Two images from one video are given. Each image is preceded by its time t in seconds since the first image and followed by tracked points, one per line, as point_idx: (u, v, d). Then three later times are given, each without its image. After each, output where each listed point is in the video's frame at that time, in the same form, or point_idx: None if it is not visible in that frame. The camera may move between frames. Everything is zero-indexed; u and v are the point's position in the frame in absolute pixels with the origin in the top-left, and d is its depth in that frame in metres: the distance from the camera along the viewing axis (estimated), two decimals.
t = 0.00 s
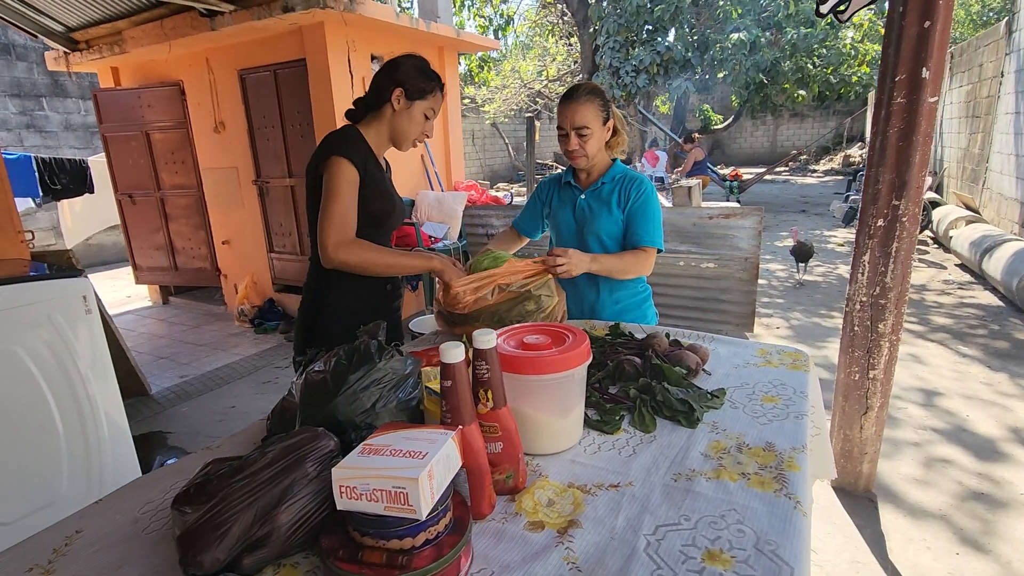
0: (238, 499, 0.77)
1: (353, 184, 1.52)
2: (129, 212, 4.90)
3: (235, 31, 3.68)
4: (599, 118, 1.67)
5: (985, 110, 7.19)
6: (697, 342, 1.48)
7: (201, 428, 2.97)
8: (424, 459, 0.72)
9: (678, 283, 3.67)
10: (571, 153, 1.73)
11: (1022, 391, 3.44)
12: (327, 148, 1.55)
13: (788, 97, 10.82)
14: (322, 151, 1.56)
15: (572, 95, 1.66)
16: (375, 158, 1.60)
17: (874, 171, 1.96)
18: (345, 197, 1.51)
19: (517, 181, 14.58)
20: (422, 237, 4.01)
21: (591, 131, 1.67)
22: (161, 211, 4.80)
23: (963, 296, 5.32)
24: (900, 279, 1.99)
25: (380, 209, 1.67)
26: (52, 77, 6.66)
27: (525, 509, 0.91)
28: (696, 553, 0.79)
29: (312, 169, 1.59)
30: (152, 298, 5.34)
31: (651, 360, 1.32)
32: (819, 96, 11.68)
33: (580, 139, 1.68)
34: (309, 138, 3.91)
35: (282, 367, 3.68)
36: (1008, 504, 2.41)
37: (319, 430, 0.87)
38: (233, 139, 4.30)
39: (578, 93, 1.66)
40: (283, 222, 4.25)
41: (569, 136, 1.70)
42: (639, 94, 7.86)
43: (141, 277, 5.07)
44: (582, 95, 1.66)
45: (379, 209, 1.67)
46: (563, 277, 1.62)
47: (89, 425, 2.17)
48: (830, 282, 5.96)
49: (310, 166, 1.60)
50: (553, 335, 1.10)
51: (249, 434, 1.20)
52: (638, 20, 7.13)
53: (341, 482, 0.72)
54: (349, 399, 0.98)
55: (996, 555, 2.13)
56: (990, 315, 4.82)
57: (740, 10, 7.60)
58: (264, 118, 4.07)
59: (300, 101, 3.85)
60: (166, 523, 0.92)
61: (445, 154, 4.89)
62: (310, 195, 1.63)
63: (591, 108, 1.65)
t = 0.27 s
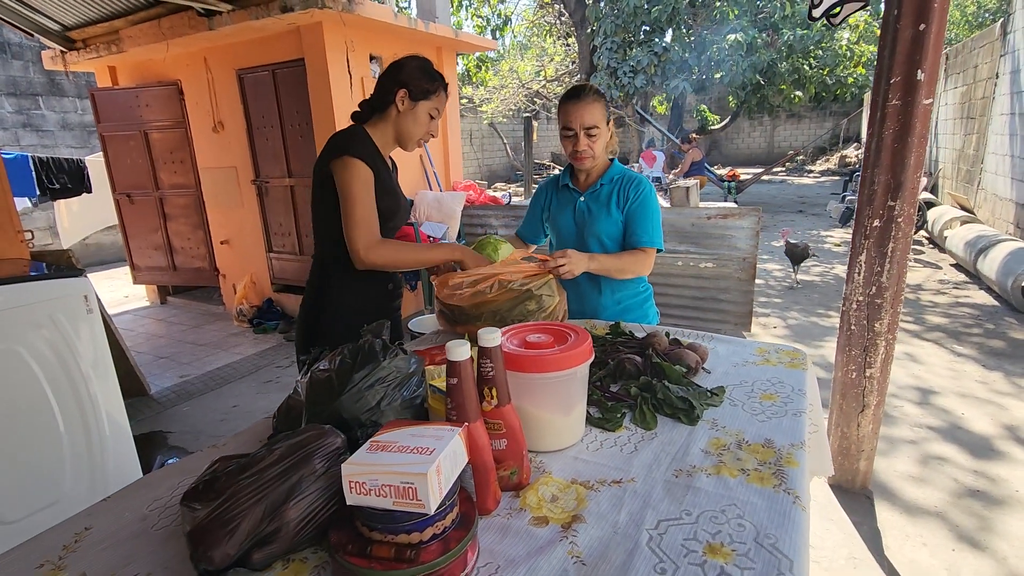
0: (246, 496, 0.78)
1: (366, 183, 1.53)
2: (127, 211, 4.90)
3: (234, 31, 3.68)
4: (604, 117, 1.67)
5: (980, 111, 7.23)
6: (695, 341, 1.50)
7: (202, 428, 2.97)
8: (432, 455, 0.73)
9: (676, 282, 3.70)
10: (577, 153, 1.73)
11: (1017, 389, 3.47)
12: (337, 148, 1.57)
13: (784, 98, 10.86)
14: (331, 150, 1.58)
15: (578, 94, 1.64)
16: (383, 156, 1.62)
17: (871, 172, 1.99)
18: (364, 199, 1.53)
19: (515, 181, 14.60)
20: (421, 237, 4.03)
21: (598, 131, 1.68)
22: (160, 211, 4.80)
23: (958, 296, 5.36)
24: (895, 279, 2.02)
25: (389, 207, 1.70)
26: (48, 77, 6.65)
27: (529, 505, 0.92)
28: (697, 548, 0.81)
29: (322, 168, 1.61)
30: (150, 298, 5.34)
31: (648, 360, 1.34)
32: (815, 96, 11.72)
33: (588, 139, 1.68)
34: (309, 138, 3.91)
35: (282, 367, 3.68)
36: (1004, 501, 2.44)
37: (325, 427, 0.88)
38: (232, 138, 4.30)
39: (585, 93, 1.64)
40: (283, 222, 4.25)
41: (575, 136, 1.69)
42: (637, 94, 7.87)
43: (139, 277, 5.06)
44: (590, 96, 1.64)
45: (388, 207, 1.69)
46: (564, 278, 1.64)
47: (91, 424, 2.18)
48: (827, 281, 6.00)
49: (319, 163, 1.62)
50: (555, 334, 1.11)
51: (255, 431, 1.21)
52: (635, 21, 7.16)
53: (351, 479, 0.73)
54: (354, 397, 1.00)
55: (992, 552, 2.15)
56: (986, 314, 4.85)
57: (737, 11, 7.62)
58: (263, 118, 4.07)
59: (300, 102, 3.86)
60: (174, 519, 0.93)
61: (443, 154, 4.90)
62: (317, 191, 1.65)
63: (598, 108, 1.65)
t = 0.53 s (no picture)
0: (277, 486, 0.81)
1: (381, 181, 1.57)
2: (125, 210, 4.89)
3: (235, 30, 3.69)
4: (617, 119, 1.70)
5: (971, 112, 7.34)
6: (700, 337, 1.54)
7: (206, 425, 2.99)
8: (459, 443, 0.76)
9: (674, 281, 3.74)
10: (588, 155, 1.75)
11: (1007, 385, 3.55)
12: (350, 148, 1.60)
13: (778, 98, 10.95)
14: (344, 150, 1.61)
15: (591, 96, 1.66)
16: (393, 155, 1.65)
17: (868, 173, 2.04)
18: (380, 198, 1.57)
19: (511, 180, 14.62)
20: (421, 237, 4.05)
21: (611, 133, 1.71)
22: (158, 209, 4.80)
23: (949, 294, 5.45)
24: (892, 277, 2.07)
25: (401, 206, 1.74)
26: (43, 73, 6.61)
27: (547, 494, 0.96)
28: (710, 532, 0.85)
29: (335, 167, 1.64)
30: (148, 296, 5.33)
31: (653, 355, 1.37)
32: (808, 96, 11.83)
33: (601, 141, 1.71)
34: (310, 137, 3.93)
35: (284, 365, 3.70)
36: (996, 494, 2.50)
37: (351, 418, 0.91)
38: (232, 137, 4.30)
39: (598, 96, 1.66)
40: (283, 220, 4.26)
41: (588, 137, 1.71)
42: (634, 94, 7.91)
43: (137, 275, 5.05)
44: (603, 99, 1.66)
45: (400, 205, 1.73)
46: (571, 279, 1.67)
47: (97, 422, 2.19)
48: (821, 280, 6.07)
49: (331, 163, 1.65)
50: (569, 330, 1.15)
51: (273, 426, 1.24)
52: (631, 21, 7.21)
53: (382, 466, 0.76)
54: (375, 390, 1.02)
55: (985, 543, 2.21)
56: (976, 312, 4.93)
57: (732, 12, 7.68)
58: (264, 117, 4.08)
59: (301, 101, 3.87)
60: (201, 509, 0.96)
61: (443, 153, 4.92)
62: (329, 190, 1.67)
63: (611, 111, 1.68)
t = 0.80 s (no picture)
0: (314, 463, 0.85)
1: (392, 175, 1.62)
2: (124, 206, 4.88)
3: (236, 26, 3.70)
4: (647, 119, 1.76)
5: (959, 113, 7.47)
6: (703, 328, 1.60)
7: (210, 419, 3.01)
8: (489, 421, 0.81)
9: (671, 277, 3.81)
10: (617, 153, 1.79)
11: (994, 380, 3.64)
12: (356, 145, 1.64)
13: (770, 98, 11.06)
14: (351, 147, 1.65)
15: (626, 96, 1.71)
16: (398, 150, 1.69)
17: (862, 172, 2.10)
18: (392, 192, 1.62)
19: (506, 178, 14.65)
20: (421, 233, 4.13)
21: (640, 132, 1.75)
22: (157, 205, 4.80)
23: (937, 292, 5.56)
24: (884, 273, 2.14)
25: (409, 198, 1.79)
26: (37, 68, 6.56)
27: (566, 472, 1.01)
28: (722, 505, 0.90)
29: (343, 164, 1.68)
30: (145, 293, 5.32)
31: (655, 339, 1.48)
32: (800, 96, 11.95)
33: (631, 140, 1.75)
34: (311, 134, 3.95)
35: (285, 360, 3.73)
36: (982, 483, 2.58)
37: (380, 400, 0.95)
38: (232, 133, 4.32)
39: (632, 95, 1.71)
40: (284, 216, 4.28)
41: (618, 136, 1.76)
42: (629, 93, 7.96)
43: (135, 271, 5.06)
44: (636, 100, 1.72)
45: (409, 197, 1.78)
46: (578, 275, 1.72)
47: (107, 414, 2.21)
48: (813, 277, 6.17)
49: (340, 160, 1.69)
50: (583, 319, 1.19)
51: (296, 413, 1.28)
52: (627, 21, 7.27)
53: (416, 442, 0.81)
54: (399, 376, 1.07)
55: (972, 529, 2.29)
56: (964, 309, 5.04)
57: (726, 13, 7.75)
58: (264, 113, 4.10)
59: (301, 98, 3.89)
60: (236, 490, 1.00)
61: (441, 150, 4.96)
62: (339, 187, 1.72)
63: (643, 111, 1.73)
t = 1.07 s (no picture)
0: (328, 440, 0.88)
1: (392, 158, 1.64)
2: (118, 200, 4.87)
3: (234, 22, 3.71)
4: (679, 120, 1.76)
5: (947, 115, 7.59)
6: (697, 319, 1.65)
7: (207, 412, 3.03)
8: (496, 399, 0.85)
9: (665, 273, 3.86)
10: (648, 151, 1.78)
11: (978, 375, 3.73)
12: (354, 138, 1.68)
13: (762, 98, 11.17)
14: (348, 141, 1.69)
15: (664, 94, 1.70)
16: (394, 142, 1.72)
17: (851, 169, 2.16)
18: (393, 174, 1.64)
19: (500, 176, 14.69)
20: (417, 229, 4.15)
21: (674, 132, 1.75)
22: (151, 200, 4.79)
23: (924, 290, 5.67)
24: (872, 268, 2.20)
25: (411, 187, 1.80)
26: (29, 62, 6.51)
27: (567, 452, 1.05)
28: (717, 482, 0.95)
29: (341, 158, 1.72)
30: (140, 288, 5.32)
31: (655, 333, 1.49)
32: (792, 97, 12.08)
33: (664, 138, 1.75)
34: (308, 129, 3.97)
35: (281, 354, 3.74)
36: (964, 473, 2.66)
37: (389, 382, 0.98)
38: (228, 129, 4.32)
39: (671, 95, 1.71)
40: (280, 212, 4.29)
41: (651, 133, 1.75)
42: (623, 92, 8.01)
43: (129, 266, 5.05)
44: (674, 100, 1.72)
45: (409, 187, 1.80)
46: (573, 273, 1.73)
47: (108, 405, 2.23)
48: (803, 275, 6.27)
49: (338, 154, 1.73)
50: (582, 307, 1.23)
51: (302, 399, 1.32)
52: (621, 21, 7.34)
53: (427, 419, 0.84)
54: (405, 360, 1.09)
55: (954, 517, 2.36)
56: (949, 306, 5.15)
57: (719, 14, 7.84)
58: (261, 109, 4.11)
59: (298, 94, 3.91)
60: (248, 470, 1.04)
61: (437, 148, 4.99)
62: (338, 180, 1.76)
63: (679, 113, 1.74)
